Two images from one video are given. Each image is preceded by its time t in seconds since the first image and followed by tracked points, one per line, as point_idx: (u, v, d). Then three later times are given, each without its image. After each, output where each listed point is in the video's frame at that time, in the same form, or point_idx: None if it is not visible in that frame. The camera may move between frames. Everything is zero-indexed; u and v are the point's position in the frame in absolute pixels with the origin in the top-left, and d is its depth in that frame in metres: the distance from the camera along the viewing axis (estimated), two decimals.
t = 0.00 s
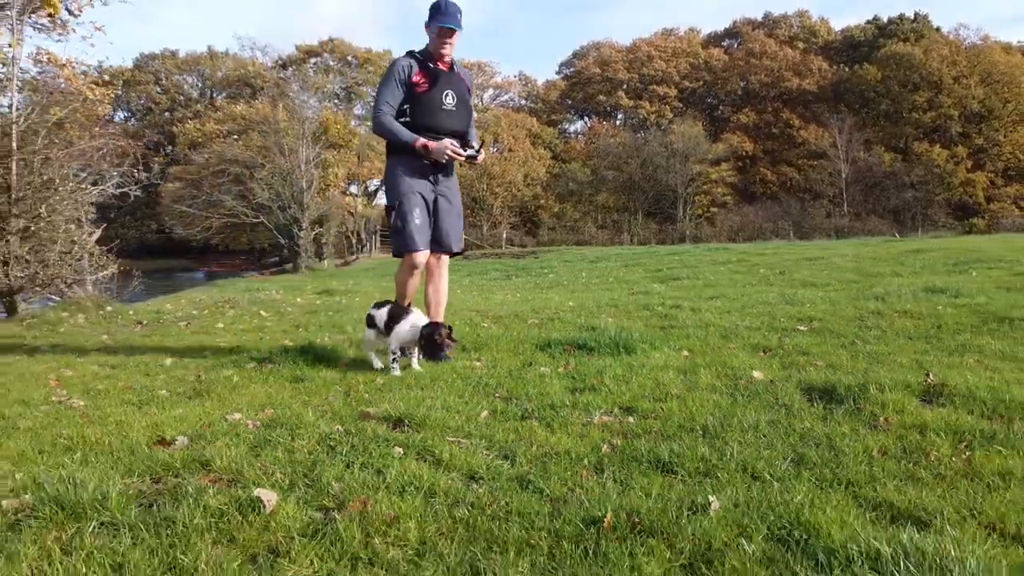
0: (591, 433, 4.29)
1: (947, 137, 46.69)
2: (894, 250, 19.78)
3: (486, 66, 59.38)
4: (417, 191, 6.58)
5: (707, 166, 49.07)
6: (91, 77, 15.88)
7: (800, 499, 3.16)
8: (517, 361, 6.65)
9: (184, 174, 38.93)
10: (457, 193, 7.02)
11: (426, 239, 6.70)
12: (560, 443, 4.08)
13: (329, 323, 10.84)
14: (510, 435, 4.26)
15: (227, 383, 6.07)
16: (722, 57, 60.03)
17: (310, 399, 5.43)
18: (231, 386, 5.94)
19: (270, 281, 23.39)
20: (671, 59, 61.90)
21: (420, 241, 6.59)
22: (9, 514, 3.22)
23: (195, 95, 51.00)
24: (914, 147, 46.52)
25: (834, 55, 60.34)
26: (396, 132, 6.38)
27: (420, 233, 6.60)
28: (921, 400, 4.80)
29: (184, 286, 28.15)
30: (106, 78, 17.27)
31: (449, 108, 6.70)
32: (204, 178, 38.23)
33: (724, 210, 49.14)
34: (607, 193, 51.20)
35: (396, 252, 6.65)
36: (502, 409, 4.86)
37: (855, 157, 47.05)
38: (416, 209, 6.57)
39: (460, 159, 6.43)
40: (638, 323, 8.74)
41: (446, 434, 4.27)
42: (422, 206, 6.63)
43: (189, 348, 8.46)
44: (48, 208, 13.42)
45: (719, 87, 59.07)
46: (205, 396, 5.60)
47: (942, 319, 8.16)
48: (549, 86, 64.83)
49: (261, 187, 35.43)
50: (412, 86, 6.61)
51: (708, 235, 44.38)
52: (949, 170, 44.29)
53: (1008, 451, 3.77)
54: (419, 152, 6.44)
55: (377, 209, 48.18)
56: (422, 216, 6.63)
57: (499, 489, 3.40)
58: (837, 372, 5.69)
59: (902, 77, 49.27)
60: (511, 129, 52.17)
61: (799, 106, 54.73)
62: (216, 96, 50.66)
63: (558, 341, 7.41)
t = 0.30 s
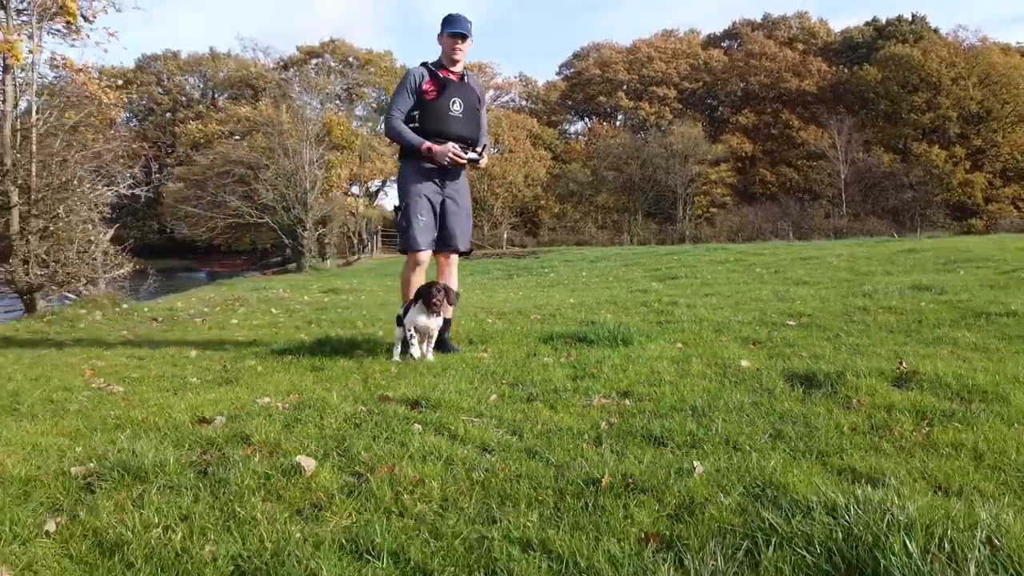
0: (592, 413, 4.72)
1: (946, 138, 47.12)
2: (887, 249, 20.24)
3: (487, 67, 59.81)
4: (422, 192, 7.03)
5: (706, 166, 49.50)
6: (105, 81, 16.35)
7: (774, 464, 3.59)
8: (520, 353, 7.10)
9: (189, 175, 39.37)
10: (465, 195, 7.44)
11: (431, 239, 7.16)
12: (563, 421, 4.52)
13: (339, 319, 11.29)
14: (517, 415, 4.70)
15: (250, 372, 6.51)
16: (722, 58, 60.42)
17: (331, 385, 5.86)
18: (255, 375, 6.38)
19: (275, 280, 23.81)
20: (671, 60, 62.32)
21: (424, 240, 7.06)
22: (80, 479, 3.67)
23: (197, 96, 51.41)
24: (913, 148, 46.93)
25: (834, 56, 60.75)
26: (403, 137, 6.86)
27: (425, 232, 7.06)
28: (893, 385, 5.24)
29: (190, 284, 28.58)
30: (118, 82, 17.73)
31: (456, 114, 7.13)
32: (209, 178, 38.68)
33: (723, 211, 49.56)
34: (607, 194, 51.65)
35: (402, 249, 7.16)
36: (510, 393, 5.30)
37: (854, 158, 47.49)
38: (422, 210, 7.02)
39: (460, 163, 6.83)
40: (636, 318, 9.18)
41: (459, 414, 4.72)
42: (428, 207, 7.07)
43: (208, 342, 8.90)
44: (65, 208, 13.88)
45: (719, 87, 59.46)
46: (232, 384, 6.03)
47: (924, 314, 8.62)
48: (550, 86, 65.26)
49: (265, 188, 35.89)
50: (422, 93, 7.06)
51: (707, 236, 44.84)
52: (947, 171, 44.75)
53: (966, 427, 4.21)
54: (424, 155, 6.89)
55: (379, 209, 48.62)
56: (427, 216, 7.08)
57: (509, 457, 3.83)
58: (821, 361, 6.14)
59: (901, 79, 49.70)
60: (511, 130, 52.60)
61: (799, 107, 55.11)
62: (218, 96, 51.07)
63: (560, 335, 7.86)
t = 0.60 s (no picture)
0: (592, 392, 5.28)
1: (944, 138, 47.63)
2: (880, 249, 20.79)
3: (488, 68, 60.34)
4: (431, 194, 7.59)
5: (706, 167, 50.03)
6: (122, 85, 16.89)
7: (752, 429, 4.14)
8: (526, 342, 7.65)
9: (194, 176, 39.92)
10: (473, 197, 7.94)
11: (440, 238, 7.69)
12: (567, 398, 5.07)
13: (352, 314, 11.85)
14: (525, 394, 5.25)
15: (278, 359, 7.06)
16: (722, 59, 60.86)
17: (354, 369, 6.40)
18: (283, 362, 6.93)
19: (282, 279, 24.31)
20: (671, 61, 62.86)
21: (432, 239, 7.60)
22: (147, 444, 4.23)
23: (200, 96, 51.92)
24: (912, 149, 47.41)
25: (833, 57, 61.21)
26: (410, 143, 7.44)
27: (433, 232, 7.60)
28: (866, 369, 5.79)
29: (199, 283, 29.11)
30: (134, 85, 18.26)
31: (462, 121, 7.65)
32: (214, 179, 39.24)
33: (722, 211, 50.06)
34: (607, 194, 52.20)
35: (413, 248, 7.74)
36: (519, 376, 5.85)
37: (853, 159, 48.02)
38: (430, 212, 7.59)
39: (462, 167, 7.34)
40: (634, 313, 9.74)
41: (474, 393, 5.28)
42: (436, 208, 7.62)
43: (232, 335, 9.46)
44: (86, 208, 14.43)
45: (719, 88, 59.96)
46: (263, 370, 6.57)
47: (906, 308, 9.18)
48: (550, 87, 65.80)
49: (271, 189, 36.44)
50: (429, 103, 7.64)
51: (707, 236, 45.37)
52: (946, 172, 45.26)
53: (926, 401, 4.76)
54: (430, 161, 7.45)
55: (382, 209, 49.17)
56: (435, 217, 7.62)
57: (521, 426, 4.39)
58: (803, 349, 6.68)
59: (899, 80, 50.11)
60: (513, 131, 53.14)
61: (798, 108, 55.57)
62: (221, 97, 51.56)
63: (563, 327, 8.42)
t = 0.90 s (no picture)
0: (591, 370, 5.99)
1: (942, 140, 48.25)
2: (871, 248, 21.49)
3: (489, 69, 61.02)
4: (440, 197, 8.31)
5: (706, 168, 50.75)
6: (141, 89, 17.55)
7: (725, 396, 4.86)
8: (530, 331, 8.38)
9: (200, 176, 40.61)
10: (481, 197, 8.63)
11: (452, 238, 8.43)
12: (567, 375, 5.80)
13: (365, 308, 12.56)
14: (531, 371, 5.98)
15: (307, 345, 7.83)
16: (721, 60, 61.46)
17: (375, 353, 7.13)
18: (311, 347, 7.67)
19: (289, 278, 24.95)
20: (670, 62, 63.55)
21: (444, 239, 8.36)
22: (209, 410, 4.93)
23: (202, 97, 52.55)
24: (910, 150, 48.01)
25: (832, 58, 61.87)
26: (420, 151, 8.19)
27: (445, 232, 8.35)
28: (836, 351, 6.50)
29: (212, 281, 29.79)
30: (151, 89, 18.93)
31: (467, 127, 8.35)
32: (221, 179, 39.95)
33: (722, 211, 50.74)
34: (607, 194, 52.92)
35: (428, 247, 8.49)
36: (524, 358, 6.58)
37: (851, 160, 48.70)
38: (441, 213, 8.31)
39: (467, 174, 8.06)
40: (631, 306, 10.47)
41: (487, 370, 5.99)
42: (446, 209, 8.34)
43: (257, 326, 10.20)
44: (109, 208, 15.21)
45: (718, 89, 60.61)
46: (294, 354, 7.31)
47: (883, 301, 9.87)
48: (551, 89, 66.51)
49: (277, 189, 37.16)
50: (437, 113, 8.37)
51: (706, 236, 46.08)
52: (943, 173, 45.89)
53: (880, 376, 5.48)
54: (439, 168, 8.19)
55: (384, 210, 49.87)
56: (445, 218, 8.34)
57: (529, 395, 5.12)
58: (782, 336, 7.39)
59: (898, 81, 50.70)
60: (514, 132, 53.85)
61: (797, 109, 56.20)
62: (223, 98, 52.13)
63: (564, 318, 9.15)
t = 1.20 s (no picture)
0: (591, 351, 6.83)
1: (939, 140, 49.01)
2: (859, 246, 22.35)
3: (491, 71, 61.87)
4: (451, 202, 9.19)
5: (705, 168, 51.61)
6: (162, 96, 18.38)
7: (705, 369, 5.71)
8: (536, 320, 9.23)
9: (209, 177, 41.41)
10: (490, 198, 9.43)
11: (464, 238, 9.31)
12: (571, 354, 6.65)
13: (380, 303, 13.39)
14: (540, 351, 6.82)
15: (335, 332, 8.67)
16: (721, 61, 62.20)
17: (397, 337, 7.98)
18: (339, 334, 8.51)
19: (299, 276, 25.73)
20: (670, 63, 64.40)
21: (456, 239, 9.24)
22: (264, 380, 5.79)
23: (204, 97, 52.99)
24: (908, 150, 48.75)
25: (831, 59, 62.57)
26: (429, 163, 9.09)
27: (456, 233, 9.23)
28: (809, 335, 7.35)
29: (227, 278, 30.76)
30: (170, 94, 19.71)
31: (471, 137, 9.13)
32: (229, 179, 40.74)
33: (720, 211, 51.56)
34: (607, 195, 53.78)
35: (444, 247, 9.40)
36: (532, 342, 7.42)
37: (849, 160, 49.50)
38: (452, 217, 9.20)
39: (471, 181, 8.88)
40: (628, 299, 11.33)
41: (500, 351, 6.83)
42: (457, 212, 9.21)
43: (283, 318, 11.04)
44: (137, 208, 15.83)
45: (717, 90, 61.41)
46: (324, 339, 8.15)
47: (861, 295, 10.72)
48: (551, 89, 67.35)
49: (285, 189, 38.02)
50: (442, 127, 9.20)
51: (706, 236, 46.93)
52: (940, 174, 46.68)
53: (842, 353, 6.33)
54: (448, 177, 9.05)
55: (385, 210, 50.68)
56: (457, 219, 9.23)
57: (538, 369, 5.96)
58: (764, 323, 8.23)
59: (896, 82, 51.15)
60: (516, 134, 54.72)
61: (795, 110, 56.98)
62: (225, 99, 52.27)
63: (567, 310, 9.99)
